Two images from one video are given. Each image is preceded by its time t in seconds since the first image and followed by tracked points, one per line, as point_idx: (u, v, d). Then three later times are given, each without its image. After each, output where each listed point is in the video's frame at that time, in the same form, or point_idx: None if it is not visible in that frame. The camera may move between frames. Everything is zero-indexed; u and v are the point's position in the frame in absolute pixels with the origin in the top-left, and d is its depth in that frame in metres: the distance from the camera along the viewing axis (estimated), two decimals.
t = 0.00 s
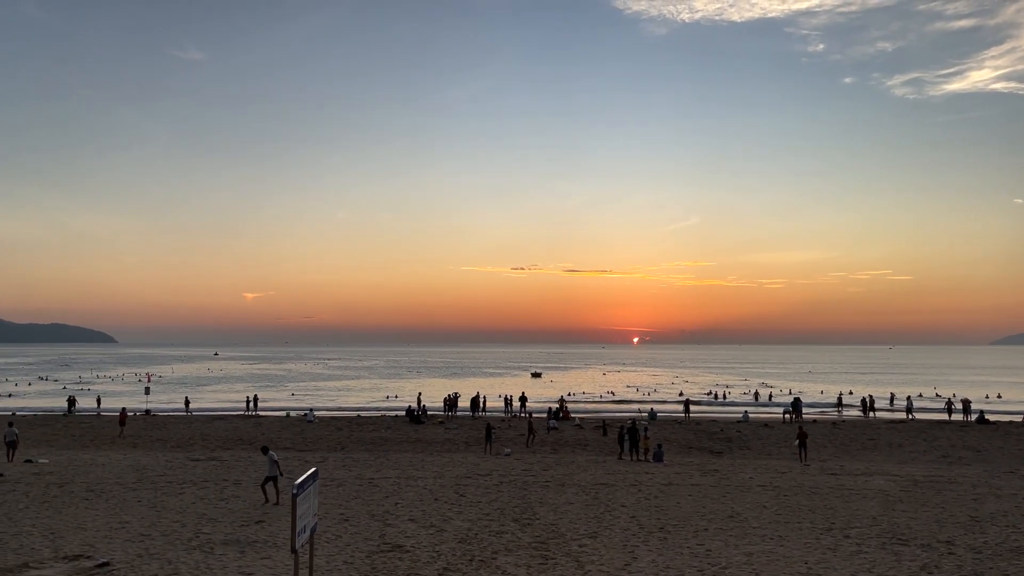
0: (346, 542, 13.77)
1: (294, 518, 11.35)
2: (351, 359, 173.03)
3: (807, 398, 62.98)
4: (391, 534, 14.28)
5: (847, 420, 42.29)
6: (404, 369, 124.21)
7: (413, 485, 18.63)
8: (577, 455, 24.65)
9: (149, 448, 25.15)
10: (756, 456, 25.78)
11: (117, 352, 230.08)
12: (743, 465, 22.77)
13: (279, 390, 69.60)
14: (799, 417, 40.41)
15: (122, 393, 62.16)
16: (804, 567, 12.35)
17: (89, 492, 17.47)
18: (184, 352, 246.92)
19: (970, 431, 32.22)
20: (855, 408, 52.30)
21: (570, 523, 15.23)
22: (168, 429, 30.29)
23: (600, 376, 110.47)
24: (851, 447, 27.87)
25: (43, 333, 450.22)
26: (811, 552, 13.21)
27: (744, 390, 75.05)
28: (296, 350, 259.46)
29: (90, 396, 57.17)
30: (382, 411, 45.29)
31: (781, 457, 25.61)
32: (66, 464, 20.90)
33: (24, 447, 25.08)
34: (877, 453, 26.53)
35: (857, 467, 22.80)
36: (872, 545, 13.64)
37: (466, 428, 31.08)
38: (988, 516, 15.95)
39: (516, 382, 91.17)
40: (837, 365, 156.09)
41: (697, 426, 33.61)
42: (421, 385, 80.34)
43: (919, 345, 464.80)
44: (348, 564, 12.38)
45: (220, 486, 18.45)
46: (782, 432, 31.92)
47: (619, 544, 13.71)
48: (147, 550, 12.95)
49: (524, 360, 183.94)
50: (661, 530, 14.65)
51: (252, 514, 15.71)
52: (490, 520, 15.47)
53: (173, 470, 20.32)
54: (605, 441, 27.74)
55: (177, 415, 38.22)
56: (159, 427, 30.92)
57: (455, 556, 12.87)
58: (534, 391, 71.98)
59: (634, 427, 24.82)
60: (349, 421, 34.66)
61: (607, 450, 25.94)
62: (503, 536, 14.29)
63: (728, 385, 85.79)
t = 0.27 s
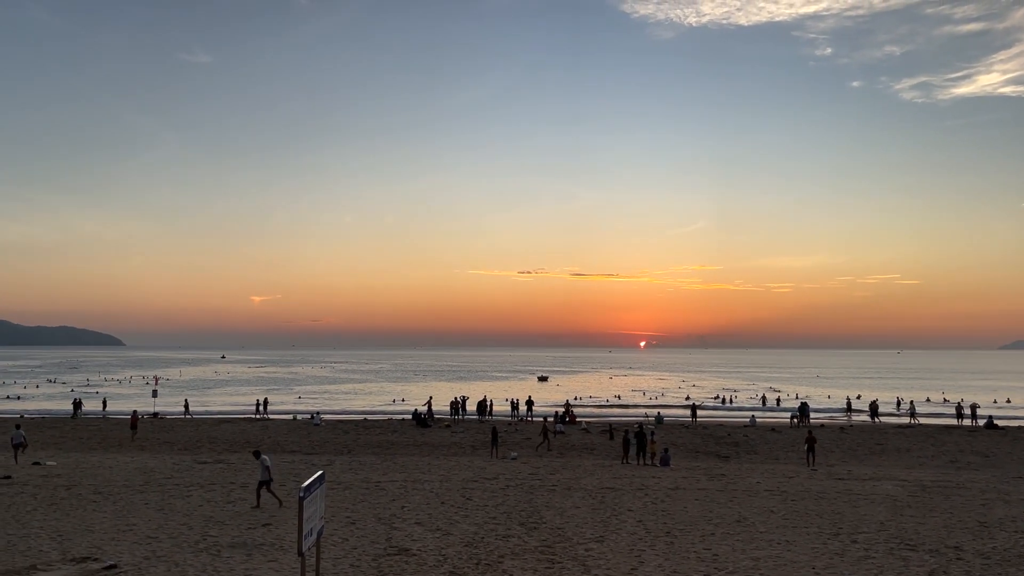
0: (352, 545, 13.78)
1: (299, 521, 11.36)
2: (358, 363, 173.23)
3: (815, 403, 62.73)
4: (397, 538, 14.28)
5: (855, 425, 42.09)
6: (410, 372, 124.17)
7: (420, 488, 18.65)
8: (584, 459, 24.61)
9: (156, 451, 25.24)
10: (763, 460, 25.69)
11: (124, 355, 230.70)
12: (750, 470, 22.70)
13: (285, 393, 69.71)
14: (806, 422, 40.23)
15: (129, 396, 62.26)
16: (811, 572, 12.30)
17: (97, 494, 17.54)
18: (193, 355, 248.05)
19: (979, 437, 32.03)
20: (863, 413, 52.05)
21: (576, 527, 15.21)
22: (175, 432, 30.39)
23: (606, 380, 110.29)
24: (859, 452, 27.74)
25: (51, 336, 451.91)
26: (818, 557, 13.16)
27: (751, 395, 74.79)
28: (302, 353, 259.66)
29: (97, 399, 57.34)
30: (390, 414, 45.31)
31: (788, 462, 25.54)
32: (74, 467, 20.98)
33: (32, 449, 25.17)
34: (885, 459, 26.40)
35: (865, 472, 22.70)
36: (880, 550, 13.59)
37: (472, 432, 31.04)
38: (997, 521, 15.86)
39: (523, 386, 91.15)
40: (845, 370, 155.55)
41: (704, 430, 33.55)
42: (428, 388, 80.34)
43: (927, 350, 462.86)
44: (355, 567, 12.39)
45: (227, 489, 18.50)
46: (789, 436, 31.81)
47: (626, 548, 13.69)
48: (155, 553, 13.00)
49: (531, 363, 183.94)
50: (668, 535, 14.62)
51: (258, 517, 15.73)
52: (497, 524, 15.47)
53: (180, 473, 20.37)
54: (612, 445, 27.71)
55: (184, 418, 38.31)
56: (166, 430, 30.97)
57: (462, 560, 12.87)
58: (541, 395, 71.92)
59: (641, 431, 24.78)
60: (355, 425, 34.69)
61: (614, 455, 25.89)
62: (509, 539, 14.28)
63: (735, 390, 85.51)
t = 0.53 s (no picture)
0: (356, 548, 13.78)
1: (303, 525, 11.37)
2: (363, 366, 173.26)
3: (820, 407, 62.58)
4: (401, 541, 14.26)
5: (860, 429, 41.96)
6: (415, 376, 124.29)
7: (423, 492, 18.63)
8: (589, 463, 24.60)
9: (161, 454, 25.28)
10: (768, 464, 25.65)
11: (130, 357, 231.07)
12: (755, 474, 22.66)
13: (290, 396, 69.81)
14: (812, 426, 40.13)
15: (135, 398, 62.54)
16: None
17: (101, 496, 17.58)
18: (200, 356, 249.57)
19: (984, 441, 31.93)
20: (869, 417, 51.93)
21: (580, 530, 15.19)
22: (180, 435, 30.40)
23: (611, 383, 110.14)
24: (864, 456, 27.69)
25: (57, 338, 453.03)
26: (823, 562, 13.12)
27: (757, 399, 74.69)
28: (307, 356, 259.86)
29: (103, 401, 57.52)
30: (394, 418, 45.27)
31: (793, 466, 25.48)
32: (79, 469, 21.02)
33: (38, 452, 25.25)
34: (890, 463, 26.34)
35: (870, 477, 22.65)
36: (884, 555, 13.55)
37: (477, 435, 31.06)
38: (1003, 527, 15.79)
39: (528, 389, 91.14)
40: (850, 374, 155.43)
41: (709, 434, 33.50)
42: (432, 392, 80.37)
43: (933, 355, 461.41)
44: (358, 570, 12.37)
45: (230, 492, 18.51)
46: (794, 440, 31.75)
47: (630, 552, 13.66)
48: (159, 555, 13.01)
49: (535, 367, 184.17)
50: (672, 539, 14.58)
51: (263, 520, 15.73)
52: (501, 527, 15.45)
53: (184, 476, 20.41)
54: (616, 449, 27.67)
55: (189, 421, 38.38)
56: (171, 433, 31.06)
57: (465, 564, 12.85)
58: (545, 398, 71.91)
59: (645, 434, 24.77)
60: (360, 428, 34.72)
61: (618, 458, 25.87)
62: (513, 543, 14.26)
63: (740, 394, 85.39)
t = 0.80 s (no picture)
0: (362, 551, 13.78)
1: (308, 527, 11.37)
2: (369, 369, 173.43)
3: (827, 411, 62.34)
4: (406, 544, 14.27)
5: (867, 433, 41.77)
6: (421, 378, 124.32)
7: (429, 495, 18.62)
8: (594, 466, 24.57)
9: (167, 456, 25.34)
10: (774, 468, 25.58)
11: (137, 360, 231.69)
12: (761, 477, 22.60)
13: (296, 399, 69.87)
14: (818, 429, 39.99)
15: (141, 400, 62.69)
16: None
17: (108, 498, 17.63)
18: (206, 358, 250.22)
19: (992, 445, 31.78)
20: (876, 421, 51.70)
21: (586, 534, 15.17)
22: (186, 437, 30.44)
23: (617, 386, 109.98)
24: (871, 460, 27.58)
25: (64, 340, 454.49)
26: (829, 565, 13.07)
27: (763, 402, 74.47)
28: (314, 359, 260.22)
29: (110, 403, 57.66)
30: (400, 421, 45.27)
31: (800, 470, 25.38)
32: (86, 471, 21.06)
33: (45, 454, 25.34)
34: (897, 467, 26.24)
35: (877, 480, 22.57)
36: (891, 559, 13.49)
37: (483, 438, 31.04)
38: (1010, 531, 15.72)
39: (534, 392, 91.02)
40: (858, 377, 154.78)
41: (715, 437, 33.41)
42: (438, 394, 80.35)
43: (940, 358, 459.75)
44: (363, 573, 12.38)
45: (236, 494, 18.54)
46: (801, 444, 31.65)
47: (636, 556, 13.63)
48: (165, 557, 13.03)
49: (541, 370, 184.07)
50: (678, 542, 14.56)
51: (269, 522, 15.74)
52: (506, 530, 15.43)
53: (191, 478, 20.45)
54: (622, 452, 27.59)
55: (195, 423, 38.45)
56: (177, 435, 31.11)
57: (470, 567, 12.85)
58: (551, 401, 71.83)
59: (651, 438, 24.71)
60: (365, 430, 34.74)
61: (624, 461, 25.83)
62: (518, 546, 14.25)
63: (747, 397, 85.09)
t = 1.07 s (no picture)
0: (371, 552, 13.81)
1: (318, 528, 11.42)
2: (379, 370, 173.75)
3: (837, 413, 62.14)
4: (416, 545, 14.29)
5: (877, 435, 41.64)
6: (430, 379, 124.62)
7: (438, 496, 18.63)
8: (603, 467, 24.57)
9: (178, 457, 25.47)
10: (784, 469, 25.52)
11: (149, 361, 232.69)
12: (770, 479, 22.56)
13: (305, 400, 70.09)
14: (828, 431, 39.90)
15: (151, 402, 63.03)
16: None
17: (119, 499, 17.72)
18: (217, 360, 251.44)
19: (1003, 447, 31.62)
20: (886, 423, 51.54)
21: (595, 535, 15.16)
22: (197, 438, 30.59)
23: (626, 387, 109.96)
24: (881, 462, 27.48)
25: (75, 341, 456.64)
26: (840, 568, 13.02)
27: (772, 404, 74.31)
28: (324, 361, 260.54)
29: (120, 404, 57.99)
30: (409, 422, 45.38)
31: (810, 471, 25.34)
32: (98, 472, 21.20)
33: (57, 454, 25.49)
34: (908, 469, 26.14)
35: (887, 482, 22.46)
36: (902, 561, 13.44)
37: (491, 440, 31.06)
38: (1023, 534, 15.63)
39: (542, 394, 91.10)
40: (868, 379, 154.23)
41: (725, 439, 33.39)
42: (447, 396, 80.48)
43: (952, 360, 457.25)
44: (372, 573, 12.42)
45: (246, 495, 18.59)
46: (810, 446, 31.57)
47: (645, 557, 13.62)
48: (176, 558, 13.09)
49: (550, 371, 184.17)
50: (688, 544, 14.55)
51: (279, 523, 15.81)
52: (515, 531, 15.44)
53: (201, 479, 20.54)
54: (631, 453, 27.61)
55: (205, 424, 38.63)
56: (187, 436, 31.25)
57: (479, 568, 12.86)
58: (560, 402, 71.91)
59: (661, 439, 24.69)
60: (374, 431, 34.85)
61: (633, 463, 25.81)
62: (528, 548, 14.25)
63: (756, 399, 84.94)
